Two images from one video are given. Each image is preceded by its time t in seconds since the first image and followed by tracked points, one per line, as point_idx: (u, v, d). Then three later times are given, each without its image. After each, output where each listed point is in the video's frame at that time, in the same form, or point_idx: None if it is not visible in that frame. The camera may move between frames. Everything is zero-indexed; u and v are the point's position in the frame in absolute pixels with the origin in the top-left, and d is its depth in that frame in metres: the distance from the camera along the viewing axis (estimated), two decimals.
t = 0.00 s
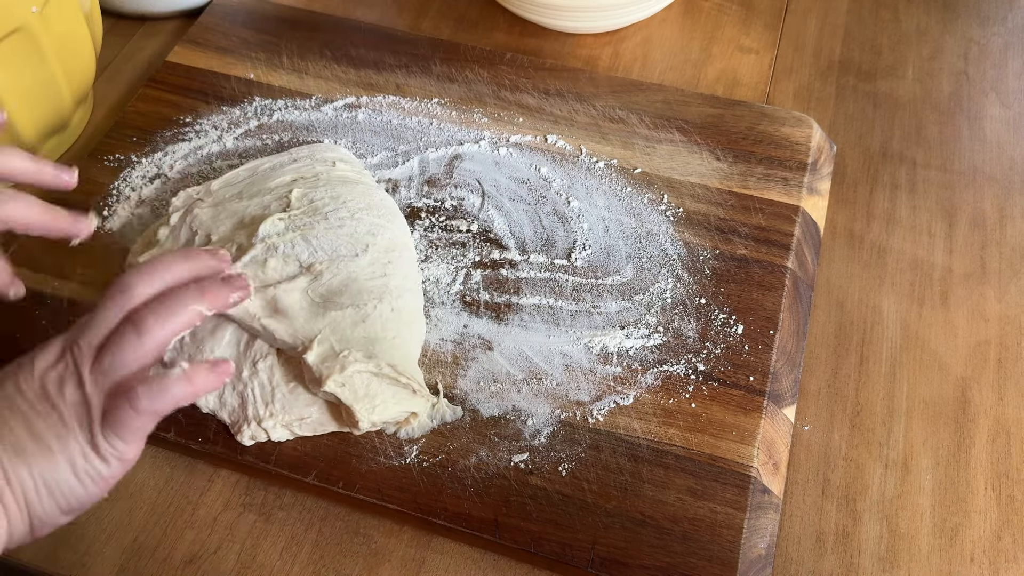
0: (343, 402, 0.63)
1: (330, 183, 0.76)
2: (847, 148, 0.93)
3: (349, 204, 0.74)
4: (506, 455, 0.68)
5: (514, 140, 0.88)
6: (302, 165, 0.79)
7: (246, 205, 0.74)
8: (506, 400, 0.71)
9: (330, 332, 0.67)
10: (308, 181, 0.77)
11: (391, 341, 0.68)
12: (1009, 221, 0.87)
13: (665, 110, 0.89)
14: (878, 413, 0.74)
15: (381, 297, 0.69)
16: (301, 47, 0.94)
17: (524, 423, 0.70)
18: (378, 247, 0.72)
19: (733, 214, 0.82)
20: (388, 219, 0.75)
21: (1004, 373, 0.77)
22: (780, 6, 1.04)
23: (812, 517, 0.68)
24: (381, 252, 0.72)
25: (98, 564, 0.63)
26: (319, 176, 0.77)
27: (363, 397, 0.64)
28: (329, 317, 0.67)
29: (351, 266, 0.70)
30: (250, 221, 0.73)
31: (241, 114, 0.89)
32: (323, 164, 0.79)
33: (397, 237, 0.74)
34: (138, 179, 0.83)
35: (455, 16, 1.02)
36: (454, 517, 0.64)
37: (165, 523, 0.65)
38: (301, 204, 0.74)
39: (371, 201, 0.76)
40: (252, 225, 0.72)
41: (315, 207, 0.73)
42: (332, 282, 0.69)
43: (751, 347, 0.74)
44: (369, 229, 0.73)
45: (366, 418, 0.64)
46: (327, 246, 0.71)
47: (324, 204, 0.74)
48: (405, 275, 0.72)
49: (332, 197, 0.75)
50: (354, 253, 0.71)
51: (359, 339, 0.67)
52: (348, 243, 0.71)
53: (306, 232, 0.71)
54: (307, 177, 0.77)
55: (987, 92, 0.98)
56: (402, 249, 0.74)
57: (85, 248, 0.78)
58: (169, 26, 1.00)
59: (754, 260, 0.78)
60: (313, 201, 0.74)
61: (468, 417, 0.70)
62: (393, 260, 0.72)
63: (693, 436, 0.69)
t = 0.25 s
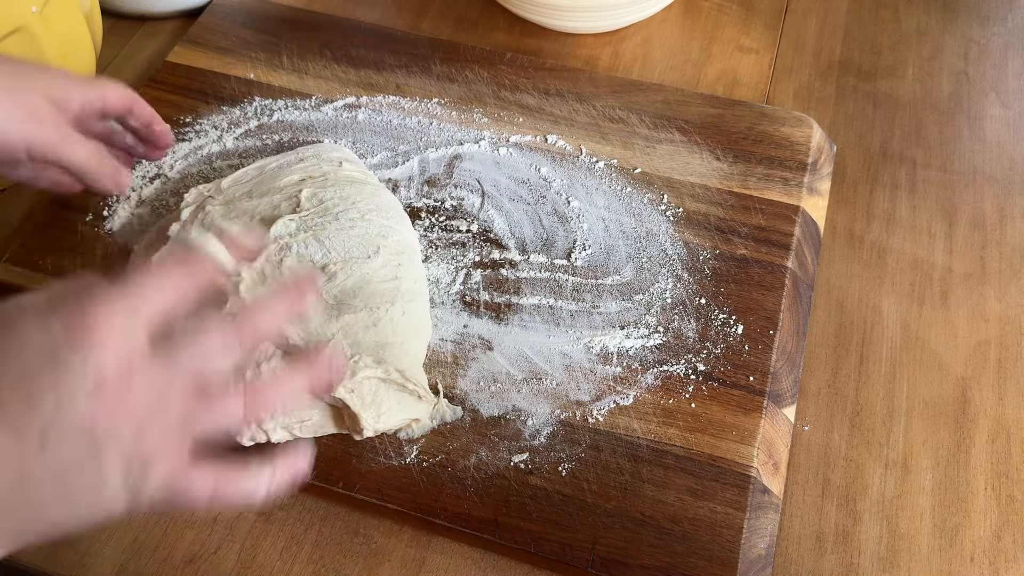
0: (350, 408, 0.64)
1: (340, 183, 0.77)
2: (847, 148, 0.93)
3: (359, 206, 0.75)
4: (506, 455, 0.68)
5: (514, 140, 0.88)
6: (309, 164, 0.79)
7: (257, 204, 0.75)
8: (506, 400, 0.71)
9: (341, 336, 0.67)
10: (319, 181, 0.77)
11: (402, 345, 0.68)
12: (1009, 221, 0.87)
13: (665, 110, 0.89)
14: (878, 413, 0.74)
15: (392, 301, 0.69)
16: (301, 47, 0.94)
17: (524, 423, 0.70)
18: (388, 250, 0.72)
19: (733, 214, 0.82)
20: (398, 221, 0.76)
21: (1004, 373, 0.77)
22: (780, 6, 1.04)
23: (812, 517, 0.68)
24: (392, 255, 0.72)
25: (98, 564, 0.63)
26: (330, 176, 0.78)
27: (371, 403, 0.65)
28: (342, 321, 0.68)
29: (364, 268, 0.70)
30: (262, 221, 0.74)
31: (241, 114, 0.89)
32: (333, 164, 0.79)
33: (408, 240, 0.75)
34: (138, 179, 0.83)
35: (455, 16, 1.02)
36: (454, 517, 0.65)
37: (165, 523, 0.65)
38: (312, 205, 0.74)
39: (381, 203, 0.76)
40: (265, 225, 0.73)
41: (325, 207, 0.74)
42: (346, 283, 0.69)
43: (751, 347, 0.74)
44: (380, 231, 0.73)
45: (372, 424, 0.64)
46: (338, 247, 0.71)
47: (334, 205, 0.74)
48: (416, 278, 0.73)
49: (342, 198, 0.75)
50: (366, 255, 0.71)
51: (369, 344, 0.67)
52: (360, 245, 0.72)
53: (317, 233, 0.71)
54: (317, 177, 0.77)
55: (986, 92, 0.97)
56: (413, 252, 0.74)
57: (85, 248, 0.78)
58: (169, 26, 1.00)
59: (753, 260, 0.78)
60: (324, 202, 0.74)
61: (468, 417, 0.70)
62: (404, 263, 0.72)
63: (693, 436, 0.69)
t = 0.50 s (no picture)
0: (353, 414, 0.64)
1: (342, 184, 0.76)
2: (847, 148, 0.93)
3: (361, 206, 0.74)
4: (506, 455, 0.68)
5: (514, 140, 0.88)
6: (312, 163, 0.79)
7: (259, 202, 0.74)
8: (506, 400, 0.71)
9: (344, 339, 0.67)
10: (321, 181, 0.76)
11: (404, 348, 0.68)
12: (1009, 220, 0.87)
13: (665, 110, 0.89)
14: (878, 413, 0.74)
15: (394, 303, 0.69)
16: (301, 47, 0.94)
17: (524, 423, 0.70)
18: (390, 250, 0.71)
19: (733, 214, 0.82)
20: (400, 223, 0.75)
21: (1004, 373, 0.77)
22: (780, 6, 1.04)
23: (812, 517, 0.68)
24: (394, 256, 0.72)
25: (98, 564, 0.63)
26: (331, 177, 0.77)
27: (373, 409, 0.65)
28: (344, 323, 0.67)
29: (366, 269, 0.70)
30: (263, 220, 0.73)
31: (241, 114, 0.89)
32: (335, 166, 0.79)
33: (409, 242, 0.74)
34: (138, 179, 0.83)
35: (455, 16, 1.02)
36: (454, 517, 0.64)
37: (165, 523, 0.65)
38: (314, 204, 0.73)
39: (383, 205, 0.75)
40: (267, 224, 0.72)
41: (328, 208, 0.73)
42: (348, 284, 0.69)
43: (751, 347, 0.74)
44: (382, 233, 0.72)
45: (373, 430, 0.65)
46: (341, 247, 0.70)
47: (335, 204, 0.73)
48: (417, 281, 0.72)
49: (344, 197, 0.74)
50: (369, 255, 0.70)
51: (371, 348, 0.67)
52: (363, 245, 0.71)
53: (318, 233, 0.70)
54: (319, 177, 0.77)
55: (987, 92, 0.97)
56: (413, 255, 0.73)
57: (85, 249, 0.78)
58: (169, 26, 1.00)
59: (754, 260, 0.78)
60: (326, 202, 0.74)
61: (468, 417, 0.70)
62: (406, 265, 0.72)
63: (693, 436, 0.69)
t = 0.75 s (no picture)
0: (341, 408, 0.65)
1: (355, 179, 0.77)
2: (847, 148, 0.93)
3: (376, 202, 0.75)
4: (506, 455, 0.68)
5: (514, 140, 0.88)
6: (319, 159, 0.79)
7: (272, 194, 0.75)
8: (506, 400, 0.71)
9: (351, 333, 0.68)
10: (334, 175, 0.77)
11: (411, 344, 0.69)
12: (1009, 221, 0.87)
13: (665, 110, 0.89)
14: (878, 413, 0.74)
15: (404, 302, 0.70)
16: (301, 47, 0.94)
17: (524, 423, 0.70)
18: (404, 249, 0.73)
19: (733, 215, 0.82)
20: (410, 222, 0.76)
21: (1004, 373, 0.77)
22: (780, 6, 1.04)
23: (812, 517, 0.68)
24: (405, 254, 0.73)
25: (99, 564, 0.63)
26: (343, 172, 0.78)
27: (362, 406, 0.66)
28: (353, 316, 0.68)
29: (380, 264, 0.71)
30: (277, 210, 0.74)
31: (241, 114, 0.89)
32: (346, 162, 0.80)
33: (420, 241, 0.76)
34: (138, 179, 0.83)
35: (455, 16, 1.02)
36: (454, 517, 0.65)
37: (165, 523, 0.65)
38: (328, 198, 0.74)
39: (394, 203, 0.77)
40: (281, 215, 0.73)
41: (342, 202, 0.74)
42: (364, 278, 0.70)
43: (751, 347, 0.74)
44: (395, 230, 0.74)
45: (359, 428, 0.66)
46: (356, 241, 0.72)
47: (351, 197, 0.75)
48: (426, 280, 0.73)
49: (359, 192, 0.76)
50: (383, 252, 0.72)
51: (370, 345, 0.67)
52: (378, 242, 0.72)
53: (334, 224, 0.72)
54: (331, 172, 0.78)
55: (986, 92, 0.97)
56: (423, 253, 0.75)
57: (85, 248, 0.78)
58: (169, 26, 1.00)
59: (753, 260, 0.78)
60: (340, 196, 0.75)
61: (468, 417, 0.70)
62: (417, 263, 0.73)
63: (693, 436, 0.69)
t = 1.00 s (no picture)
0: (354, 415, 0.64)
1: (364, 183, 0.77)
2: (847, 148, 0.93)
3: (386, 206, 0.75)
4: (506, 455, 0.68)
5: (514, 140, 0.88)
6: (325, 164, 0.79)
7: (284, 204, 0.75)
8: (506, 400, 0.71)
9: (368, 341, 0.67)
10: (343, 179, 0.77)
11: (427, 348, 0.69)
12: (1009, 221, 0.87)
13: (665, 110, 0.89)
14: (878, 413, 0.74)
15: (419, 308, 0.69)
16: (301, 47, 0.94)
17: (524, 423, 0.70)
18: (416, 254, 0.73)
19: (733, 214, 0.82)
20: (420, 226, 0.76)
21: (1004, 373, 0.77)
22: (780, 6, 1.05)
23: (812, 517, 0.68)
24: (418, 259, 0.73)
25: (98, 564, 0.63)
26: (352, 176, 0.78)
27: (375, 413, 0.66)
28: (372, 322, 0.68)
29: (395, 270, 0.71)
30: (290, 221, 0.74)
31: (241, 114, 0.89)
32: (354, 166, 0.79)
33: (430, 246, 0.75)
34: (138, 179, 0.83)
35: (455, 16, 1.02)
36: (454, 517, 0.65)
37: (165, 523, 0.65)
38: (339, 204, 0.74)
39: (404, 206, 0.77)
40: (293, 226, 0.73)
41: (353, 207, 0.74)
42: (380, 284, 0.69)
43: (751, 347, 0.74)
44: (407, 235, 0.74)
45: (371, 435, 0.65)
46: (370, 246, 0.71)
47: (362, 203, 0.74)
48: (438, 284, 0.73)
49: (369, 196, 0.75)
50: (397, 257, 0.71)
51: (388, 351, 0.67)
52: (391, 247, 0.72)
53: (347, 231, 0.72)
54: (341, 176, 0.78)
55: (986, 92, 0.98)
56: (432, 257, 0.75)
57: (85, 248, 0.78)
58: (169, 26, 1.00)
59: (754, 260, 0.78)
60: (351, 201, 0.74)
61: (468, 417, 0.70)
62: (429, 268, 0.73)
63: (693, 436, 0.69)
